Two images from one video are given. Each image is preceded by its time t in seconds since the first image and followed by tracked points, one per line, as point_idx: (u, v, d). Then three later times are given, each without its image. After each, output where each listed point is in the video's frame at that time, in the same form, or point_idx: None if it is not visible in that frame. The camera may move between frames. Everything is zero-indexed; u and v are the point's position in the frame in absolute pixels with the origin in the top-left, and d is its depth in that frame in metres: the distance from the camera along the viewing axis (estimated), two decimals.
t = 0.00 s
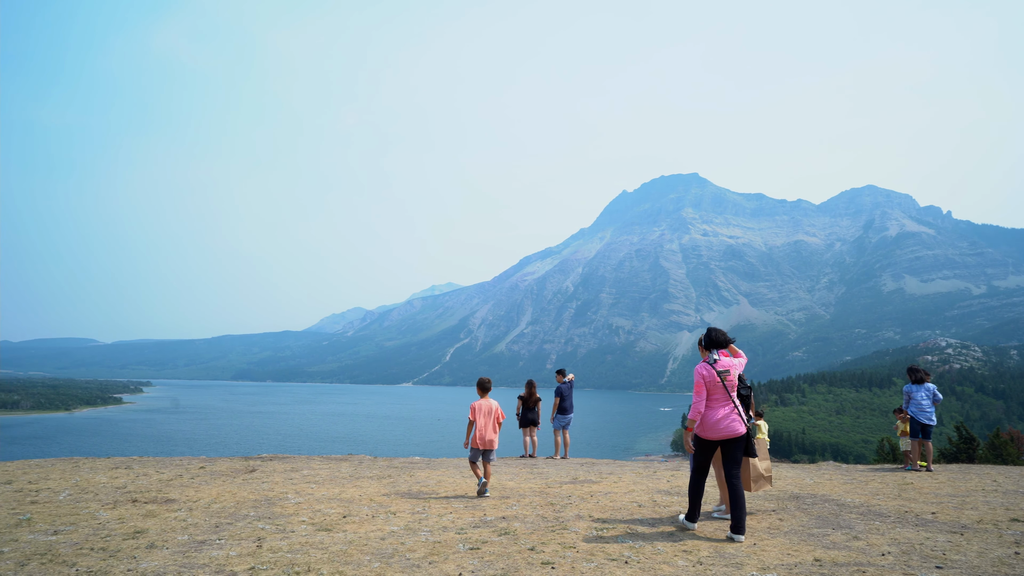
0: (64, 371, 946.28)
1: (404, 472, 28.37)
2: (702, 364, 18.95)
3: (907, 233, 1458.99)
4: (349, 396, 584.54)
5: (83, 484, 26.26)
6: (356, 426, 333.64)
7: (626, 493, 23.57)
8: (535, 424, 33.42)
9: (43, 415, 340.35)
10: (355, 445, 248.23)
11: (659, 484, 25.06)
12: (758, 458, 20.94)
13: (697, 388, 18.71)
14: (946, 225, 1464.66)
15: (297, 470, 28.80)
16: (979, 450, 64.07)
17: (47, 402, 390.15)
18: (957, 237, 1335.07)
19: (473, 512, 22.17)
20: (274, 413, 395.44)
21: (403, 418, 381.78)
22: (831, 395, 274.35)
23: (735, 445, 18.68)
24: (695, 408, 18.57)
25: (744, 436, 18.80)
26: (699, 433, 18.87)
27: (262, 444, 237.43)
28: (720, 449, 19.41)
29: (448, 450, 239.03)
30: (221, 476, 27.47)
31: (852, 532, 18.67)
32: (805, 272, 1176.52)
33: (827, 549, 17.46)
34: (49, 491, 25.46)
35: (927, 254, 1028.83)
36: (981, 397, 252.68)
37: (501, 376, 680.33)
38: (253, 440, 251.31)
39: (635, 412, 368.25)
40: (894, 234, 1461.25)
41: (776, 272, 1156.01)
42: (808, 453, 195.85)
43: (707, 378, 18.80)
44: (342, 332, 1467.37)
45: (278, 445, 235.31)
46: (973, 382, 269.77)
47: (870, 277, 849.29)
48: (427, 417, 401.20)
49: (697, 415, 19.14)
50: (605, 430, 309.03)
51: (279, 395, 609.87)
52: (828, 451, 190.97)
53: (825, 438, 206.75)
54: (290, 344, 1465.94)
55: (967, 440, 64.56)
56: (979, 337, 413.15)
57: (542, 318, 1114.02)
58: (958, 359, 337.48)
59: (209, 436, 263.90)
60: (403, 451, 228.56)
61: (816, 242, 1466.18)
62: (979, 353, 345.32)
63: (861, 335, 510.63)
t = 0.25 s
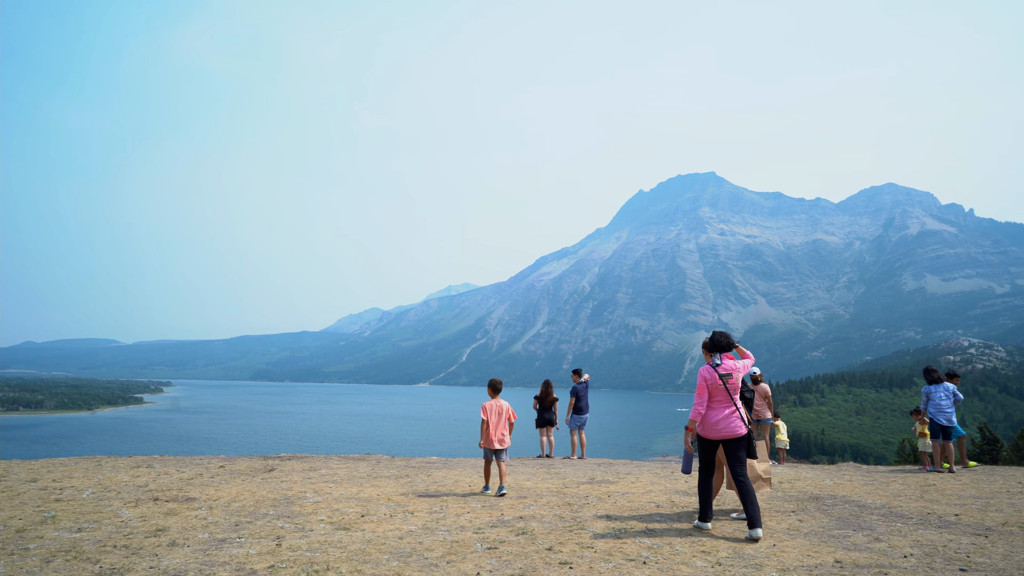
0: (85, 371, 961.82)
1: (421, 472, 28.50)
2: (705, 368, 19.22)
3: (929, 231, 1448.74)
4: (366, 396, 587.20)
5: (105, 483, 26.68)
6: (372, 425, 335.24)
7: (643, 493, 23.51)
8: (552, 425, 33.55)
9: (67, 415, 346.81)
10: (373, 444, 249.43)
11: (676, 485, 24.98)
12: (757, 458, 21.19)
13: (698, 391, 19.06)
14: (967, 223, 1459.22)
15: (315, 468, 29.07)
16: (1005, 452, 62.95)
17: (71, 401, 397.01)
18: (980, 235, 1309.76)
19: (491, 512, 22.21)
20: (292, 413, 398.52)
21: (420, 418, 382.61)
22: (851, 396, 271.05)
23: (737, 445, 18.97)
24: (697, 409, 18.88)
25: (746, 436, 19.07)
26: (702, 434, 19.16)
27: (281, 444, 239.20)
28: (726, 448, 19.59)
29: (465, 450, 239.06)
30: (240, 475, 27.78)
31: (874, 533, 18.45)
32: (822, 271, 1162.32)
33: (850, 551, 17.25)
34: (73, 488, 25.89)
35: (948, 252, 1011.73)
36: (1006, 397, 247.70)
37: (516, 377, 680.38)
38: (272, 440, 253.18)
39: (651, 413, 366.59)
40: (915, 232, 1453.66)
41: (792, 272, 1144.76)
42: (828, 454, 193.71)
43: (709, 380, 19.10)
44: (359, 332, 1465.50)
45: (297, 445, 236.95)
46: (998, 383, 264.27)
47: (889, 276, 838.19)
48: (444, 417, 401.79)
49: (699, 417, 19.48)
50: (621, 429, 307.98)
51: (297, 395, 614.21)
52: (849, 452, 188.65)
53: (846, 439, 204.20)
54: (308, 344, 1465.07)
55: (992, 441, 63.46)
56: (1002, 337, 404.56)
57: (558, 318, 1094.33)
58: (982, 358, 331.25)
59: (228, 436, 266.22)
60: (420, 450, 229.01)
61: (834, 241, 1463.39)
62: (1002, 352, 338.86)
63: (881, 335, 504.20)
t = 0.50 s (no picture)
0: (103, 373, 974.56)
1: (434, 471, 28.66)
2: (707, 365, 19.45)
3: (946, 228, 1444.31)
4: (380, 396, 589.22)
5: (123, 482, 27.07)
6: (387, 425, 336.45)
7: (657, 493, 23.45)
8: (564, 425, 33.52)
9: (86, 415, 351.77)
10: (387, 444, 250.53)
11: (690, 484, 24.86)
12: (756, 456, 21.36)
13: (699, 388, 19.36)
14: (985, 221, 1456.95)
15: (328, 468, 29.28)
16: None
17: (89, 402, 402.25)
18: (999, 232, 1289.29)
19: (504, 511, 22.24)
20: (307, 413, 400.83)
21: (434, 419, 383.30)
22: (867, 396, 268.41)
23: (738, 442, 19.11)
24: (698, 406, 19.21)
25: (748, 434, 19.15)
26: (702, 430, 19.55)
27: (296, 443, 240.81)
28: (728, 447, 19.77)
29: (480, 450, 239.24)
30: (255, 475, 28.03)
31: (890, 534, 18.32)
32: (836, 271, 1150.52)
33: (865, 552, 17.14)
34: (92, 487, 26.35)
35: (966, 250, 997.54)
36: None
37: (529, 377, 679.85)
38: (288, 439, 254.85)
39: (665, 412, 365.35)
40: (933, 230, 1445.89)
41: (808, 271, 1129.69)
42: (843, 454, 192.24)
43: (710, 377, 19.33)
44: (373, 332, 1463.57)
45: (312, 444, 238.32)
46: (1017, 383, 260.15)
47: (905, 274, 827.89)
48: (458, 417, 402.45)
49: (699, 412, 19.77)
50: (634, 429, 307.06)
51: (312, 395, 617.55)
52: (865, 452, 186.96)
53: (863, 439, 201.83)
54: (321, 346, 1465.49)
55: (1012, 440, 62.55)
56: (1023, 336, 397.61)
57: (571, 318, 1094.77)
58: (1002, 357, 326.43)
59: (245, 436, 268.15)
60: (435, 450, 229.49)
61: (848, 240, 1461.85)
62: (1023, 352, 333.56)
63: (898, 334, 497.89)
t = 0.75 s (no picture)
0: (120, 373, 987.50)
1: (449, 471, 28.76)
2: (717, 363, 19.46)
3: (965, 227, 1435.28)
4: (394, 397, 590.94)
5: (142, 481, 27.39)
6: (401, 425, 337.34)
7: (672, 493, 23.39)
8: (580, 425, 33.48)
9: (105, 415, 356.81)
10: (401, 444, 251.23)
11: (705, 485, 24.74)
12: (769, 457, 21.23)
13: (709, 386, 19.36)
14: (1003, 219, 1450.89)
15: (344, 468, 29.44)
16: None
17: (107, 401, 407.88)
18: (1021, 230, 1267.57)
19: (519, 510, 22.31)
20: (322, 413, 403.07)
21: (448, 419, 383.49)
22: (885, 396, 265.02)
23: (749, 440, 19.05)
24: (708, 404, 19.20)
25: (759, 431, 19.10)
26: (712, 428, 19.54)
27: (311, 444, 242.06)
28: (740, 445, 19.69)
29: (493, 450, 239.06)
30: (272, 475, 28.28)
31: (911, 535, 18.10)
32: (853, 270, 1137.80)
33: (884, 552, 16.98)
34: (112, 486, 26.69)
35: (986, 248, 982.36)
36: None
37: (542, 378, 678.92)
38: (303, 440, 256.22)
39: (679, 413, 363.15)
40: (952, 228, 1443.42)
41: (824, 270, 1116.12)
42: (861, 454, 190.05)
43: (720, 375, 19.33)
44: (387, 333, 1467.11)
45: (327, 445, 239.61)
46: None
47: (923, 273, 816.93)
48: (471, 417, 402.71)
49: (710, 410, 19.75)
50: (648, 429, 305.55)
51: (327, 395, 620.91)
52: (883, 453, 184.62)
53: (881, 440, 199.22)
54: (336, 347, 1466.56)
55: None
56: None
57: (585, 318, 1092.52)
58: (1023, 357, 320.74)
59: (260, 436, 270.02)
60: (449, 450, 229.70)
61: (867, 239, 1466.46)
62: None
63: (916, 333, 491.46)
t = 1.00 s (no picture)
0: (136, 374, 998.07)
1: (462, 471, 28.84)
2: (731, 365, 19.34)
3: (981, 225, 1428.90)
4: (406, 397, 592.28)
5: (158, 480, 27.68)
6: (413, 425, 338.16)
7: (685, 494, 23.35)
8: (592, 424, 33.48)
9: (121, 415, 360.65)
10: (413, 443, 251.82)
11: (718, 486, 24.66)
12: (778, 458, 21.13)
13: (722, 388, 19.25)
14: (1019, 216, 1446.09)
15: (357, 467, 29.60)
16: None
17: (123, 401, 412.07)
18: None
19: (532, 510, 22.31)
20: (334, 413, 404.94)
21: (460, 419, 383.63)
22: (901, 396, 262.41)
23: (761, 441, 18.97)
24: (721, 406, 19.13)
25: (770, 433, 19.01)
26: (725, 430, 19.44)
27: (323, 443, 243.21)
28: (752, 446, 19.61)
29: (505, 450, 239.09)
30: (285, 474, 28.48)
31: (927, 536, 17.95)
32: (868, 268, 1126.59)
33: (901, 554, 16.81)
34: (128, 485, 26.97)
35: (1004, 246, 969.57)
36: None
37: (554, 378, 678.40)
38: (315, 439, 257.38)
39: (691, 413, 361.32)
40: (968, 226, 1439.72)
41: (838, 268, 1105.68)
42: (877, 455, 188.25)
43: (734, 377, 19.23)
44: (399, 333, 1469.01)
45: (340, 445, 240.50)
46: None
47: (939, 271, 807.56)
48: (482, 417, 402.85)
49: (723, 411, 19.69)
50: (660, 429, 304.36)
51: (339, 395, 623.58)
52: (899, 454, 182.70)
53: (897, 440, 197.19)
54: (349, 347, 1466.96)
55: None
56: None
57: (598, 318, 1090.61)
58: None
59: (273, 435, 271.63)
60: (461, 450, 229.87)
61: (881, 237, 1465.45)
62: None
63: (932, 333, 485.26)
